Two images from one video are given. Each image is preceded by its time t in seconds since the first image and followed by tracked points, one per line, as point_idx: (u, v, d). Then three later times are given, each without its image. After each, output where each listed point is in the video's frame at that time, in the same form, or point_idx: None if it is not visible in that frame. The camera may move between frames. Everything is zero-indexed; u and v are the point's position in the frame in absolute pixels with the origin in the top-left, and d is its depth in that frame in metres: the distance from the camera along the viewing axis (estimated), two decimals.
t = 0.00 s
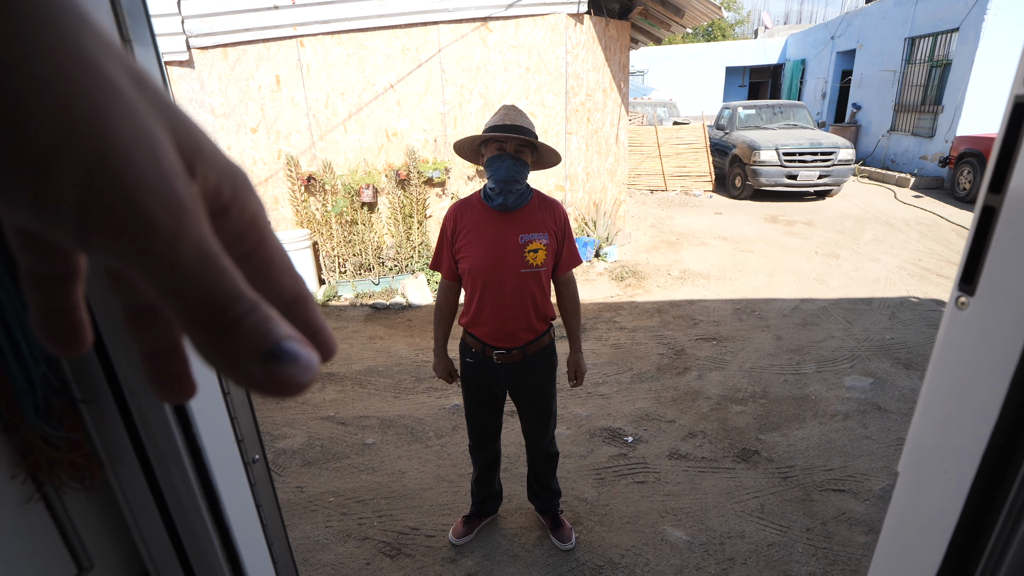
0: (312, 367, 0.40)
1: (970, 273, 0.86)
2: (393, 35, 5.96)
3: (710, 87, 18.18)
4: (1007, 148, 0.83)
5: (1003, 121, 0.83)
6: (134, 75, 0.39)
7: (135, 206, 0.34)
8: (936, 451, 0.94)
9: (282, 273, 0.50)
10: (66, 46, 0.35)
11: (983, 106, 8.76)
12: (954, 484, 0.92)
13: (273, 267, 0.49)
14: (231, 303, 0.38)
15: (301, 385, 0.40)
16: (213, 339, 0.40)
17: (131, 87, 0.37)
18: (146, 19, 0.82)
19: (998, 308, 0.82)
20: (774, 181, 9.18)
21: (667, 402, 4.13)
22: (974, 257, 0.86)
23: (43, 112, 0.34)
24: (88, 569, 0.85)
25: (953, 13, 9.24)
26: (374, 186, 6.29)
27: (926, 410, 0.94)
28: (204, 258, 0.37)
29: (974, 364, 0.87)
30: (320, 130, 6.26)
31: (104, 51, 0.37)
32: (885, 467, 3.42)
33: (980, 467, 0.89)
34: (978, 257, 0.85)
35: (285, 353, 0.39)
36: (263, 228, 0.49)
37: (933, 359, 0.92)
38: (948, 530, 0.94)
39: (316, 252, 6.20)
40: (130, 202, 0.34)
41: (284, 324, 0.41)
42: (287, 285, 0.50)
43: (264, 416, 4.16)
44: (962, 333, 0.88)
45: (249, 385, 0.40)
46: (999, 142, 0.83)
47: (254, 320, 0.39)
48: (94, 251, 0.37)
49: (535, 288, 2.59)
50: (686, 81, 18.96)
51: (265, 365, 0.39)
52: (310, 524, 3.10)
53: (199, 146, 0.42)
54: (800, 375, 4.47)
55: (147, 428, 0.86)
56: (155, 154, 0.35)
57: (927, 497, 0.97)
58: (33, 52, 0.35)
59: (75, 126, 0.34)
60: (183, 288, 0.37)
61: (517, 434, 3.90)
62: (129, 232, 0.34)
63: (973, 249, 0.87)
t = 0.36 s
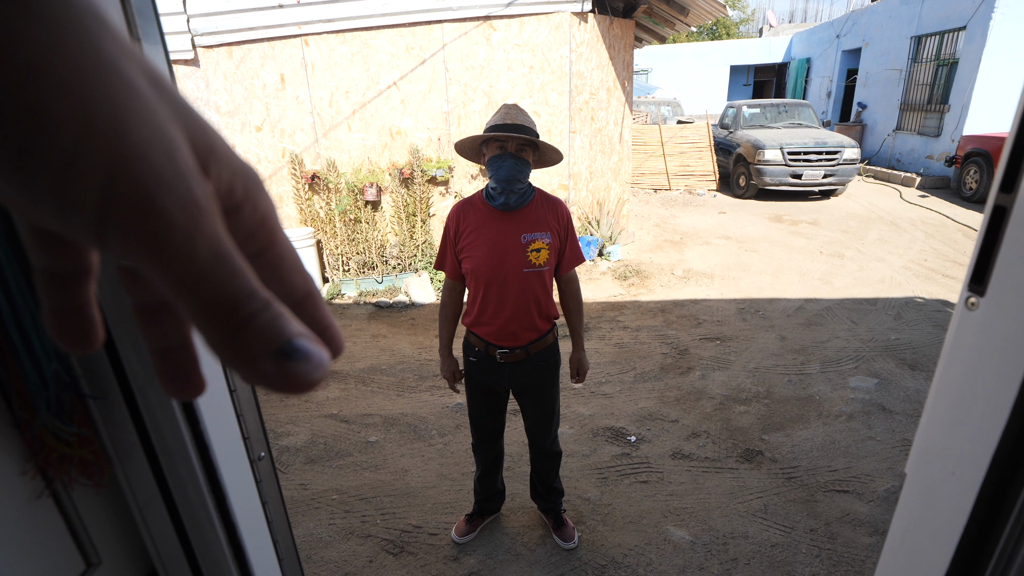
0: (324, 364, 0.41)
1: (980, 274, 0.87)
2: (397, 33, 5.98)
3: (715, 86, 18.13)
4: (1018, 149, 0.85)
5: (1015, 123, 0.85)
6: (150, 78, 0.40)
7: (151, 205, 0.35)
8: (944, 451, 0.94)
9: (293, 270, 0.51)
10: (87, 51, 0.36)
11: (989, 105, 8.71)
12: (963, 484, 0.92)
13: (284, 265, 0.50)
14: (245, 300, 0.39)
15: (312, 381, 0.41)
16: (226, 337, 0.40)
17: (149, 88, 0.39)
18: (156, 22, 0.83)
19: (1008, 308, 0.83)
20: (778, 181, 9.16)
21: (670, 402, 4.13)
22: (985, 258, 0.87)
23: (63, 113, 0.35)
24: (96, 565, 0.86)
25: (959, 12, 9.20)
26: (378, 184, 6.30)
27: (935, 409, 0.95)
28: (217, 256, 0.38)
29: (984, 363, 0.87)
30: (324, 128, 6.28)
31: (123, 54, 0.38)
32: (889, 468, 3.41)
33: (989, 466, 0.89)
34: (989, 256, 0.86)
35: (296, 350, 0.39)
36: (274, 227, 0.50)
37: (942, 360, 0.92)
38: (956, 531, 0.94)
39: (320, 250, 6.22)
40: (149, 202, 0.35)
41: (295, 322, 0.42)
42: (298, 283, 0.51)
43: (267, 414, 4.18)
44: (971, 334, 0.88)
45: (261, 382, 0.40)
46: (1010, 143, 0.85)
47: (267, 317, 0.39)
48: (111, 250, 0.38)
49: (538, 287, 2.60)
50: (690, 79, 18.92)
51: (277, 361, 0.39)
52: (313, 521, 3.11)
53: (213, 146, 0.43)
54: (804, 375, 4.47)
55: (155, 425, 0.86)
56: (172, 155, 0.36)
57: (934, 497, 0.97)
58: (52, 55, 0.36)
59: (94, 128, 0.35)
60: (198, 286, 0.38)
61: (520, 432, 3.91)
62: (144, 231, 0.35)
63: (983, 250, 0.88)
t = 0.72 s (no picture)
0: (332, 359, 0.42)
1: (983, 273, 0.87)
2: (398, 33, 5.98)
3: (716, 85, 18.11)
4: (1019, 150, 0.85)
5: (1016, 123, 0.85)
6: (159, 74, 0.40)
7: (163, 202, 0.35)
8: (946, 453, 0.94)
9: (300, 267, 0.51)
10: (99, 47, 0.36)
11: (991, 104, 8.70)
12: (964, 485, 0.93)
13: (290, 262, 0.50)
14: (254, 296, 0.40)
15: (321, 376, 0.41)
16: (235, 332, 0.41)
17: (159, 86, 0.39)
18: (160, 23, 0.83)
19: (1010, 309, 0.83)
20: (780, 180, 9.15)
21: (671, 401, 4.13)
22: (987, 258, 0.87)
23: (71, 109, 0.35)
24: (100, 562, 0.86)
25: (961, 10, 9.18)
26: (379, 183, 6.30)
27: (936, 410, 0.95)
28: (227, 252, 0.38)
29: (986, 365, 0.87)
30: (325, 128, 6.29)
31: (132, 50, 0.38)
32: (891, 467, 3.41)
33: (991, 468, 0.89)
34: (990, 258, 0.86)
35: (306, 345, 0.40)
36: (281, 224, 0.50)
37: (945, 360, 0.92)
38: (959, 531, 0.94)
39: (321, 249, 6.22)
40: (160, 198, 0.35)
41: (304, 318, 0.43)
42: (305, 280, 0.51)
43: (268, 413, 4.18)
44: (974, 333, 0.88)
45: (270, 376, 0.41)
46: (1011, 144, 0.85)
47: (276, 312, 0.40)
48: (121, 245, 0.38)
49: (539, 286, 2.60)
50: (691, 78, 18.92)
51: (287, 357, 0.40)
52: (314, 520, 3.12)
53: (222, 143, 0.43)
54: (805, 374, 4.46)
55: (160, 423, 0.87)
56: (183, 150, 0.36)
57: (935, 499, 0.97)
58: (61, 51, 0.35)
59: (105, 125, 0.35)
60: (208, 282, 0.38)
61: (521, 432, 3.91)
62: (154, 227, 0.36)
63: (986, 249, 0.88)
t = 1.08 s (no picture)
0: (342, 357, 0.43)
1: (991, 278, 0.87)
2: (405, 36, 6.01)
3: (723, 87, 18.07)
4: None
5: None
6: (176, 76, 0.41)
7: (180, 202, 0.36)
8: (955, 457, 0.94)
9: (311, 266, 0.52)
10: (118, 47, 0.37)
11: (1001, 107, 8.64)
12: (973, 489, 0.93)
13: (301, 262, 0.51)
14: (267, 296, 0.40)
15: (331, 375, 0.42)
16: (248, 331, 0.42)
17: (175, 88, 0.39)
18: (174, 25, 0.84)
19: (1019, 313, 0.83)
20: (787, 183, 9.12)
21: (677, 405, 4.13)
22: (996, 263, 0.87)
23: (88, 108, 0.35)
24: (112, 559, 0.87)
25: (971, 13, 9.14)
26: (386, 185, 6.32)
27: (944, 414, 0.95)
28: (241, 252, 0.39)
29: (994, 369, 0.87)
30: (333, 130, 6.32)
31: (151, 53, 0.39)
32: (900, 473, 3.39)
33: (1000, 473, 0.89)
34: (999, 261, 0.86)
35: (318, 343, 0.41)
36: (293, 224, 0.51)
37: (953, 365, 0.92)
38: (967, 537, 0.94)
39: (328, 251, 6.26)
40: (177, 198, 0.36)
41: (316, 317, 0.43)
42: (316, 279, 0.52)
43: (275, 413, 4.20)
44: (982, 339, 0.88)
45: (282, 374, 0.42)
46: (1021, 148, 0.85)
47: (288, 312, 0.41)
48: (137, 244, 0.39)
49: (545, 287, 2.60)
50: (699, 81, 18.89)
51: (300, 355, 0.41)
52: (319, 520, 3.13)
53: (235, 145, 0.44)
54: (812, 379, 4.45)
55: (171, 421, 0.88)
56: (198, 151, 0.37)
57: (944, 503, 0.97)
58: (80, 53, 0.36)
59: (124, 124, 0.35)
60: (223, 281, 0.39)
61: (527, 434, 3.92)
62: (170, 228, 0.36)
63: (994, 254, 0.88)
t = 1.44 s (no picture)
0: (334, 357, 0.41)
1: (989, 278, 0.86)
2: (405, 36, 6.00)
3: (723, 88, 18.06)
4: None
5: None
6: (163, 72, 0.40)
7: (164, 198, 0.35)
8: (952, 458, 0.93)
9: (302, 266, 0.51)
10: (103, 45, 0.36)
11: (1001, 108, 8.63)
12: (970, 491, 0.91)
13: (293, 261, 0.50)
14: (256, 294, 0.39)
15: (322, 374, 0.41)
16: (237, 330, 0.40)
17: (162, 82, 0.38)
18: (171, 26, 0.84)
19: (1015, 313, 0.82)
20: (787, 184, 9.12)
21: (677, 405, 4.12)
22: (994, 263, 0.86)
23: (75, 106, 0.34)
24: (106, 563, 0.86)
25: (971, 14, 9.14)
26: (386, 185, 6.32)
27: (942, 415, 0.94)
28: (229, 249, 0.38)
29: (990, 370, 0.86)
30: (333, 130, 6.31)
31: (137, 47, 0.38)
32: (899, 474, 3.38)
33: (996, 475, 0.87)
34: (996, 261, 0.85)
35: (307, 343, 0.40)
36: (284, 223, 0.50)
37: (951, 365, 0.92)
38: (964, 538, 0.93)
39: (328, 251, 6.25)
40: (162, 195, 0.35)
41: (306, 316, 0.42)
42: (308, 278, 0.51)
43: (274, 414, 4.19)
44: (980, 339, 0.87)
45: (272, 375, 0.41)
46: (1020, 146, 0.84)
47: (277, 311, 0.40)
48: (123, 242, 0.38)
49: (545, 287, 2.60)
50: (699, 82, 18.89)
51: (289, 355, 0.40)
52: (318, 521, 3.12)
53: (225, 141, 0.43)
54: (812, 379, 4.44)
55: (165, 423, 0.87)
56: (185, 147, 0.36)
57: (942, 505, 0.96)
58: (65, 49, 0.35)
59: (109, 121, 0.34)
60: (211, 280, 0.38)
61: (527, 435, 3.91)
62: (156, 225, 0.35)
63: (993, 255, 0.87)
